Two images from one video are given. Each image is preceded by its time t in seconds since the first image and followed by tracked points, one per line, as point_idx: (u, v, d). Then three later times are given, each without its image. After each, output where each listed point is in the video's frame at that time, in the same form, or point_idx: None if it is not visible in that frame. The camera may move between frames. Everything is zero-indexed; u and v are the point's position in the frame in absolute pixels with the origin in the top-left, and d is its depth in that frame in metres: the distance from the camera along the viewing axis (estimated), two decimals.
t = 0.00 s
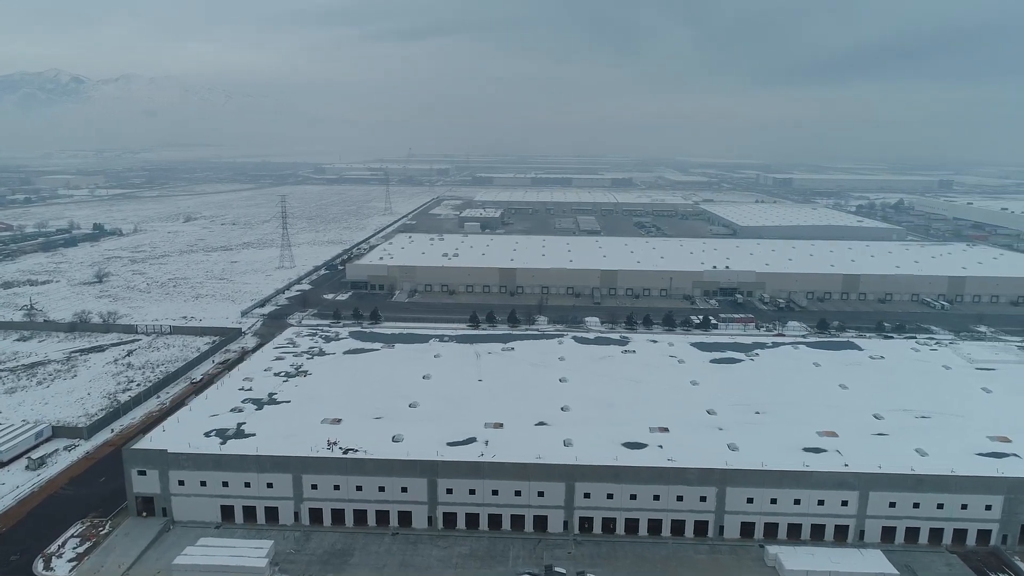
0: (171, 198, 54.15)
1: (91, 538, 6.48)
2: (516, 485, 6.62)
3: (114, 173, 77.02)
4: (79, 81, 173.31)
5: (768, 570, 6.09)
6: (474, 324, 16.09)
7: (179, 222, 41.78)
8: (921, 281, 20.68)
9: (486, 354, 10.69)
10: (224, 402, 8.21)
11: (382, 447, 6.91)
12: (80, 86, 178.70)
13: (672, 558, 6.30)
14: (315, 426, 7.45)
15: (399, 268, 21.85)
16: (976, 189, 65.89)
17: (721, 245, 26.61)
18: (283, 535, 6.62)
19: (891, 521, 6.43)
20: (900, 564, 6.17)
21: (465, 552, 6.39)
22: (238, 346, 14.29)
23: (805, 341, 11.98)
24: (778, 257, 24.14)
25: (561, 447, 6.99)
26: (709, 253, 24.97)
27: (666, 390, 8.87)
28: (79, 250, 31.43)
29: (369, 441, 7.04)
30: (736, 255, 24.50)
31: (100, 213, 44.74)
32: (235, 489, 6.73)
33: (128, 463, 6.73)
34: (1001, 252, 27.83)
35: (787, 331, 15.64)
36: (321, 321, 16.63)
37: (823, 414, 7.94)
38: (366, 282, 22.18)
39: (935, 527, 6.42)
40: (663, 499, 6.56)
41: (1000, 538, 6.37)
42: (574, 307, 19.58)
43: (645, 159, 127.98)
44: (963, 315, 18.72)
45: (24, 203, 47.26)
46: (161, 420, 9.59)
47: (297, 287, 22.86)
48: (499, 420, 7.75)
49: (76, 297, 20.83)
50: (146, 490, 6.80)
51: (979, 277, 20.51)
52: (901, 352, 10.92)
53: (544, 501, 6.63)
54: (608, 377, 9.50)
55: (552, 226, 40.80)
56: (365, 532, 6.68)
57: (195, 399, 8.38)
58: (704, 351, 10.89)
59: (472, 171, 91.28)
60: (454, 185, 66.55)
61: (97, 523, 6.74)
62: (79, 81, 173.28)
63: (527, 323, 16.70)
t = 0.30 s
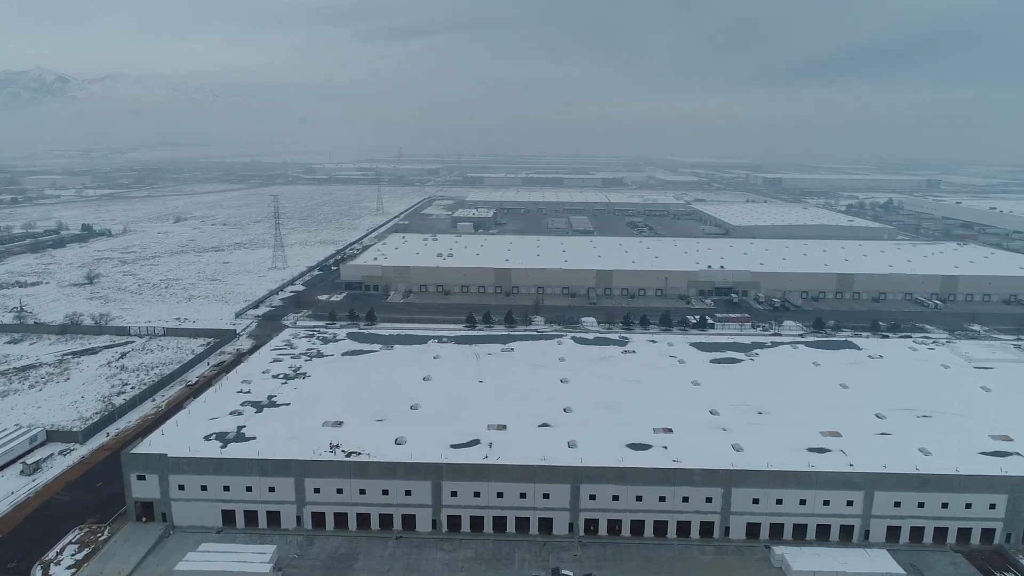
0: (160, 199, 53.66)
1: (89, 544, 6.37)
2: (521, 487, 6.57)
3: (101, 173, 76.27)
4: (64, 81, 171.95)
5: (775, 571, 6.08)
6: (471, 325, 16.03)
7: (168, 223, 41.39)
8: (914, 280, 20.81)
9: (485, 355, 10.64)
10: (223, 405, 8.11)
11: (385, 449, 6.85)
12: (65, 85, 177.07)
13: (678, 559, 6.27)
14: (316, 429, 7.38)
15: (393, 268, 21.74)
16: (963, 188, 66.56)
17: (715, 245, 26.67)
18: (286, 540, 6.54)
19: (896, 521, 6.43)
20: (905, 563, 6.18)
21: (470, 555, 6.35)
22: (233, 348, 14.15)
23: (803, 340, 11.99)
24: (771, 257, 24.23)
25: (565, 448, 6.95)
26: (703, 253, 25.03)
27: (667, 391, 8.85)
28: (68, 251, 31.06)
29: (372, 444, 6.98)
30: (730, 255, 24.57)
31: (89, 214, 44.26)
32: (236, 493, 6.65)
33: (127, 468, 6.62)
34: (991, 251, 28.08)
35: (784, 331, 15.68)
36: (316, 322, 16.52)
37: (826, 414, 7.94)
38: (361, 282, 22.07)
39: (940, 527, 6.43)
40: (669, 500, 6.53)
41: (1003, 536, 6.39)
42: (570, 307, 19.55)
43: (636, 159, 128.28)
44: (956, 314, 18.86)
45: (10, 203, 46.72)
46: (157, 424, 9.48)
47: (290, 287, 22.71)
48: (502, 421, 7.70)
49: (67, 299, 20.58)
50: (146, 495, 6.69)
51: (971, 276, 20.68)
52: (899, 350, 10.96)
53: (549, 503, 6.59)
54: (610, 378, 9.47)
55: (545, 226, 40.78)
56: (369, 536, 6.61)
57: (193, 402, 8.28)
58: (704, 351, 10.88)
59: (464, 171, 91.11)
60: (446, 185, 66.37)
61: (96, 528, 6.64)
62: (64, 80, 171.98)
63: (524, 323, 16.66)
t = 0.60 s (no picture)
0: (145, 199, 53.00)
1: (84, 552, 6.25)
2: (524, 489, 6.52)
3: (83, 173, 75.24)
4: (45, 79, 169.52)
5: (779, 571, 6.07)
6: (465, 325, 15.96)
7: (154, 224, 40.90)
8: (903, 279, 21.02)
9: (482, 356, 10.58)
10: (218, 409, 7.99)
11: (385, 452, 6.77)
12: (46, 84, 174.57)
13: (681, 560, 6.25)
14: (315, 432, 7.28)
15: (385, 269, 21.62)
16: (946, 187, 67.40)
17: (705, 244, 26.79)
18: (285, 545, 6.45)
19: (897, 519, 6.46)
20: (907, 561, 6.21)
21: (473, 558, 6.29)
22: (224, 350, 14.00)
23: (798, 339, 12.05)
24: (762, 256, 24.36)
25: (567, 450, 6.91)
26: (693, 252, 25.11)
27: (667, 391, 8.83)
28: (52, 253, 30.57)
29: (371, 447, 6.90)
30: (720, 254, 24.68)
31: (72, 214, 43.63)
32: (234, 498, 6.55)
33: (122, 473, 6.50)
34: (975, 249, 28.47)
35: (777, 329, 15.77)
36: (308, 323, 16.38)
37: (825, 413, 7.97)
38: (351, 283, 21.92)
39: (940, 524, 6.47)
40: (672, 501, 6.51)
41: (1003, 533, 6.43)
42: (563, 307, 19.53)
43: (624, 158, 128.71)
44: (944, 312, 19.08)
45: None
46: (150, 428, 9.33)
47: (280, 289, 22.51)
48: (502, 423, 7.65)
49: (52, 301, 20.25)
50: (141, 500, 6.57)
51: (959, 274, 20.93)
52: (893, 349, 11.05)
53: (552, 505, 6.55)
54: (608, 378, 9.45)
55: (535, 225, 40.76)
56: (370, 540, 6.54)
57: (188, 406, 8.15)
58: (700, 351, 10.90)
59: (451, 171, 90.90)
60: (434, 185, 66.19)
61: (91, 536, 6.51)
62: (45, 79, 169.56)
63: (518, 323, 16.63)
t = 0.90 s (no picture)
0: (128, 199, 52.33)
1: (80, 560, 6.13)
2: (526, 491, 6.48)
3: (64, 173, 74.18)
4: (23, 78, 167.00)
5: (782, 571, 6.08)
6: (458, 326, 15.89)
7: (138, 225, 40.38)
8: (891, 277, 21.23)
9: (478, 357, 10.53)
10: (213, 413, 7.87)
11: (386, 455, 6.70)
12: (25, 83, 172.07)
13: (685, 560, 6.25)
14: (313, 436, 7.19)
15: (375, 270, 21.48)
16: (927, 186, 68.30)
17: (695, 244, 26.91)
18: (285, 550, 6.37)
19: (898, 517, 6.50)
20: (909, 559, 6.24)
21: (476, 561, 6.24)
22: (214, 352, 13.83)
23: (791, 338, 12.13)
24: (751, 255, 24.51)
25: (568, 451, 6.88)
26: (683, 252, 25.21)
27: (665, 391, 8.83)
28: (34, 255, 30.06)
29: (371, 450, 6.83)
30: (709, 253, 24.79)
31: (53, 215, 42.94)
32: (233, 503, 6.45)
33: (117, 480, 6.38)
34: (960, 247, 28.86)
35: (768, 328, 15.88)
36: (299, 325, 16.24)
37: (823, 412, 8.01)
38: (341, 284, 21.76)
39: (940, 521, 6.52)
40: (674, 501, 6.50)
41: (1001, 530, 6.49)
42: (555, 307, 19.52)
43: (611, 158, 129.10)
44: (932, 310, 19.30)
45: None
46: (142, 433, 9.18)
47: (269, 290, 22.29)
48: (501, 424, 7.60)
49: (36, 304, 19.91)
50: (137, 507, 6.46)
51: (945, 273, 21.19)
52: (886, 347, 11.15)
53: (555, 506, 6.52)
54: (606, 378, 9.43)
55: (523, 225, 40.74)
56: (371, 545, 6.47)
57: (182, 410, 8.02)
58: (696, 350, 10.92)
59: (438, 171, 90.67)
60: (421, 185, 65.96)
61: (86, 543, 6.39)
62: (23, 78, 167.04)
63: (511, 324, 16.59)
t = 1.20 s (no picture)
0: (111, 200, 51.66)
1: (76, 568, 6.03)
2: (530, 492, 6.45)
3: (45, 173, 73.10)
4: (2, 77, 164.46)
5: (786, 570, 6.09)
6: (452, 326, 15.82)
7: (122, 225, 39.85)
8: (880, 275, 21.42)
9: (475, 358, 10.48)
10: (209, 416, 7.77)
11: (387, 458, 6.64)
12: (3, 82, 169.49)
13: (689, 560, 6.24)
14: (312, 439, 7.11)
15: (366, 270, 21.35)
16: (910, 185, 69.11)
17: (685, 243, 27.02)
18: (286, 555, 6.29)
19: (899, 515, 6.54)
20: (911, 556, 6.28)
21: (480, 564, 6.20)
22: (206, 354, 13.67)
23: (785, 336, 12.20)
24: (741, 254, 24.64)
25: (570, 451, 6.86)
26: (673, 251, 25.30)
27: (664, 391, 8.83)
28: (16, 256, 29.56)
29: (372, 452, 6.76)
30: (700, 253, 24.89)
31: (35, 216, 42.25)
32: (232, 507, 6.36)
33: (114, 485, 6.27)
34: (946, 246, 29.21)
35: (761, 327, 15.98)
36: (291, 326, 16.10)
37: (822, 410, 8.05)
38: (332, 285, 21.61)
39: (940, 518, 6.57)
40: (677, 501, 6.49)
41: (1000, 526, 6.56)
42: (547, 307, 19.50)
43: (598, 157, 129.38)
44: (921, 308, 19.50)
45: None
46: (135, 437, 9.05)
47: (259, 291, 22.09)
48: (502, 425, 7.57)
49: (21, 307, 19.57)
50: (134, 512, 6.35)
51: (933, 271, 21.42)
52: (879, 345, 11.25)
53: (558, 508, 6.49)
54: (604, 379, 9.42)
55: (512, 225, 40.71)
56: (374, 548, 6.41)
57: (177, 413, 7.90)
58: (692, 350, 10.94)
59: (425, 171, 90.37)
60: (408, 185, 65.72)
61: (83, 550, 6.28)
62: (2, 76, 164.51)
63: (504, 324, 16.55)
